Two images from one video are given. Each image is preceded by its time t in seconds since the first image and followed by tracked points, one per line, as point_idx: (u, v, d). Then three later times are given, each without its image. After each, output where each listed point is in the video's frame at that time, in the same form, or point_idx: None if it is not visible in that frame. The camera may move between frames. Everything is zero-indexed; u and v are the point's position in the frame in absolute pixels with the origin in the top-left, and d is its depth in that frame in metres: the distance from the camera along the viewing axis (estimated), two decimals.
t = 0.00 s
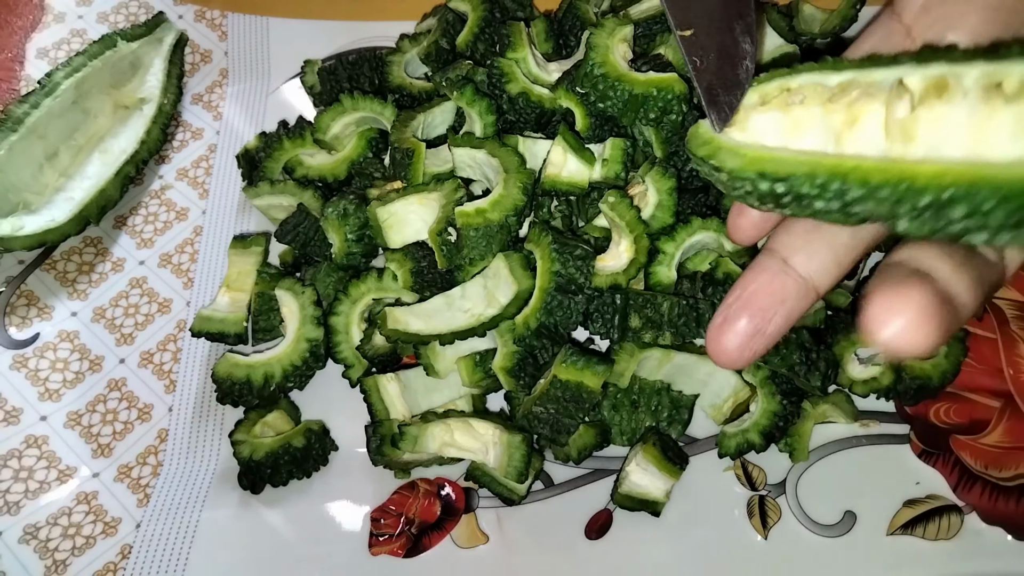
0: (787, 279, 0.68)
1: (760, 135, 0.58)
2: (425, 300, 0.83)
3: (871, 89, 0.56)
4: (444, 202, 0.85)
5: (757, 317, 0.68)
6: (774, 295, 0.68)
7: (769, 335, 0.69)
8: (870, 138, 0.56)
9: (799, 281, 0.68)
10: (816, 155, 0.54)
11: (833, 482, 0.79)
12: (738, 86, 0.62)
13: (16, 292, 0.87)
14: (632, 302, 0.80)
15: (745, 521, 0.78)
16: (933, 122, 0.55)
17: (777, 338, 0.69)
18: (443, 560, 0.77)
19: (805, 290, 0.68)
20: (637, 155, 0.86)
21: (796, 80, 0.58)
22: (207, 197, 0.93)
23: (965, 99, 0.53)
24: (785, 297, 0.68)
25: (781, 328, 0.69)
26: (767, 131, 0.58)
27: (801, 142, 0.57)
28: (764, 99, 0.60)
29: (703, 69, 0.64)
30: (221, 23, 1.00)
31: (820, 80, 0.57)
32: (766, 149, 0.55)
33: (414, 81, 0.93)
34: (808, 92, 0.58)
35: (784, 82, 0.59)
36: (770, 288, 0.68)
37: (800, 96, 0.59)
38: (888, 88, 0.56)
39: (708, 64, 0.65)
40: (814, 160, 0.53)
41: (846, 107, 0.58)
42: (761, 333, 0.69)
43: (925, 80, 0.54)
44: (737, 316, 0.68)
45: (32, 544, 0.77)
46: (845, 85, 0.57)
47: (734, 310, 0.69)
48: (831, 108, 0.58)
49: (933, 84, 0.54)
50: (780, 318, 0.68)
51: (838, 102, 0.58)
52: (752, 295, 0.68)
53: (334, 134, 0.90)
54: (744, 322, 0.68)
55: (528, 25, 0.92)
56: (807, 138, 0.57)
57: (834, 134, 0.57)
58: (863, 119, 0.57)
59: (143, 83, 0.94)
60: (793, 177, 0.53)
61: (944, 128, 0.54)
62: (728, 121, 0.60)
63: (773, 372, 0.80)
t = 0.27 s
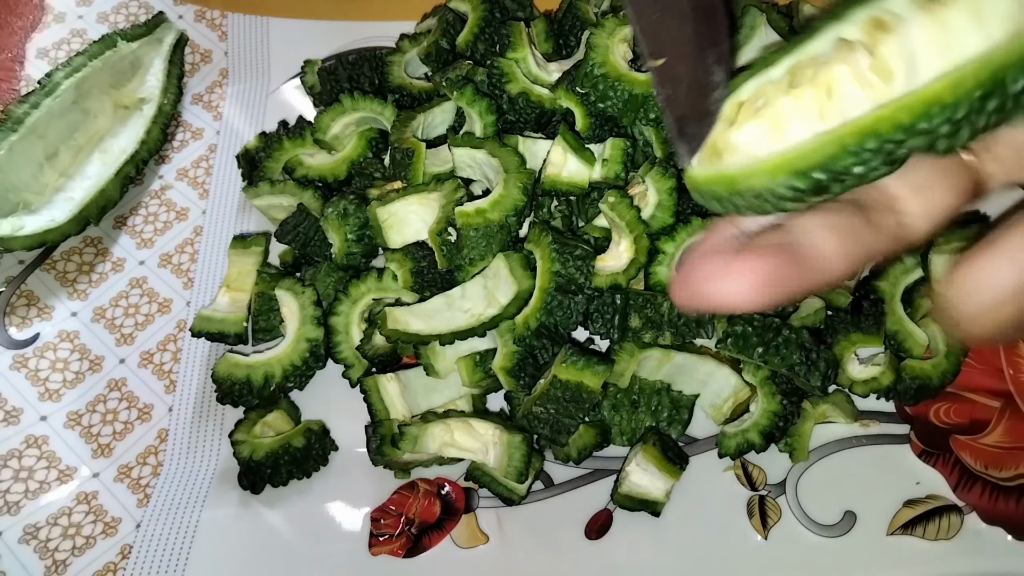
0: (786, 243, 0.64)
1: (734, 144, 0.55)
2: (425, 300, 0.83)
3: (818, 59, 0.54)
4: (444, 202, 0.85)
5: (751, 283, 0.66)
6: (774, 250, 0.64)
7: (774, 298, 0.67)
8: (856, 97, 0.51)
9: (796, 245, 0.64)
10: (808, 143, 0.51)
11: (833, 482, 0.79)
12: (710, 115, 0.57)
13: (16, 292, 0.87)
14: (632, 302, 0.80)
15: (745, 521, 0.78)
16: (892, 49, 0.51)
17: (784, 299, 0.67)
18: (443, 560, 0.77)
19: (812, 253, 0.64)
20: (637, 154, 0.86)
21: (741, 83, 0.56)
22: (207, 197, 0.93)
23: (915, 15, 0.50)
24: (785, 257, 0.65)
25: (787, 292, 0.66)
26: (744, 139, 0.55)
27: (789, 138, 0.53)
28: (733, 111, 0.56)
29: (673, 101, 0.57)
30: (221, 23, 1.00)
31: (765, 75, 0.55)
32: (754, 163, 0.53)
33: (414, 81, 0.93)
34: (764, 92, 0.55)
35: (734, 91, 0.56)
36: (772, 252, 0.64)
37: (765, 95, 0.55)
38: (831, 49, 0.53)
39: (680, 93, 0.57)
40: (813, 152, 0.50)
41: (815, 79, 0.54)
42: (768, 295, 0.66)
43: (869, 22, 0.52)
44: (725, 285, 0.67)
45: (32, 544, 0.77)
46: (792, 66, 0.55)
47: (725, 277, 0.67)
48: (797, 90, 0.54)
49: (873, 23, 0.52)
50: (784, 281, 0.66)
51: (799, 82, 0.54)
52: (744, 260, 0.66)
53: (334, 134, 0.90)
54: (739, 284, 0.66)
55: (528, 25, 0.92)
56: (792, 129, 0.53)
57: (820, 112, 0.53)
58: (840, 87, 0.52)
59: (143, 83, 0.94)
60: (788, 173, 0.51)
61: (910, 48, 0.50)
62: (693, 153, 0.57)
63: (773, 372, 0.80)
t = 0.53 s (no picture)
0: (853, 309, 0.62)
1: (801, 231, 0.57)
2: (425, 300, 0.83)
3: (841, 112, 0.52)
4: (444, 202, 0.85)
5: (812, 352, 0.64)
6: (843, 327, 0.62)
7: (844, 367, 0.64)
8: (896, 142, 0.51)
9: (863, 312, 0.62)
10: (859, 223, 0.54)
11: (833, 482, 0.79)
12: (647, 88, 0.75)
13: (16, 292, 0.87)
14: (632, 302, 0.81)
15: (745, 521, 0.78)
16: (912, 81, 0.50)
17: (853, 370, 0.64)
18: (443, 560, 0.77)
19: (880, 329, 0.62)
20: (637, 154, 0.85)
21: (776, 140, 0.54)
22: (207, 197, 0.93)
23: (925, 39, 0.48)
24: (847, 326, 0.62)
25: (853, 366, 0.64)
26: (801, 219, 0.57)
27: (842, 210, 0.55)
28: (776, 185, 0.56)
29: (622, 77, 0.72)
30: (221, 23, 1.00)
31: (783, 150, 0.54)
32: (823, 253, 0.56)
33: (414, 81, 0.93)
34: (806, 155, 0.55)
35: (767, 155, 0.54)
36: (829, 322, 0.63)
37: (814, 157, 0.55)
38: (851, 103, 0.52)
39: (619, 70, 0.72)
40: (868, 238, 0.54)
41: (852, 133, 0.53)
42: (830, 368, 0.65)
43: (879, 54, 0.49)
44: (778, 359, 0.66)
45: (32, 544, 0.77)
46: (817, 127, 0.53)
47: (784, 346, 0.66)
48: (837, 151, 0.54)
49: (884, 57, 0.49)
50: (847, 346, 0.63)
51: (838, 139, 0.54)
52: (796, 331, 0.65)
53: (334, 134, 0.90)
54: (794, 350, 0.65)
55: (528, 25, 0.92)
56: (840, 188, 0.55)
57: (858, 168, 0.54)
58: (876, 131, 0.52)
59: (143, 82, 0.94)
60: (850, 269, 0.55)
61: (938, 70, 0.48)
62: (755, 241, 0.58)
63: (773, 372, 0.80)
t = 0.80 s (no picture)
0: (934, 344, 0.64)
1: (851, 304, 0.57)
2: (425, 300, 0.83)
3: (835, 192, 0.55)
4: (444, 202, 0.85)
5: (899, 381, 0.63)
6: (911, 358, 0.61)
7: (923, 397, 0.64)
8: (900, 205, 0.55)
9: (940, 347, 0.64)
10: (902, 279, 0.55)
11: (832, 482, 0.79)
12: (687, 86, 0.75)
13: (16, 292, 0.87)
14: (632, 302, 0.80)
15: (745, 521, 0.78)
16: (881, 143, 0.54)
17: (932, 400, 0.65)
18: (443, 560, 0.77)
19: (964, 358, 0.65)
20: (637, 154, 0.86)
21: (784, 240, 0.56)
22: (207, 197, 0.93)
23: (877, 108, 0.53)
24: (930, 357, 0.64)
25: (934, 394, 0.64)
26: (844, 294, 0.57)
27: (876, 274, 0.56)
28: (804, 277, 0.57)
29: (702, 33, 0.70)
30: (221, 23, 1.00)
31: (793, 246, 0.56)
32: (879, 315, 0.56)
33: (414, 81, 0.93)
34: (817, 242, 0.56)
35: (781, 249, 0.56)
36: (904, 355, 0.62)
37: (829, 241, 0.57)
38: (838, 185, 0.55)
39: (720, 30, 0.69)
40: (913, 281, 0.54)
41: (854, 212, 0.56)
42: (911, 402, 0.64)
43: (859, 69, 0.51)
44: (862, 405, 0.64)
45: (32, 544, 0.77)
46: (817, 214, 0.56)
47: (863, 385, 0.64)
48: (848, 228, 0.56)
49: (849, 135, 0.53)
50: (929, 374, 0.64)
51: (843, 220, 0.56)
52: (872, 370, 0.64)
53: (334, 134, 0.90)
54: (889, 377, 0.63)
55: (528, 25, 0.92)
56: (870, 259, 0.56)
57: (873, 235, 0.56)
58: (877, 199, 0.56)
59: (143, 82, 0.94)
60: (920, 317, 0.54)
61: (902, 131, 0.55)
62: (806, 330, 0.58)
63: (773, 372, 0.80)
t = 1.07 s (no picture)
0: (971, 365, 0.61)
1: (892, 291, 0.56)
2: (425, 300, 0.83)
3: (850, 199, 0.58)
4: (444, 202, 0.85)
5: (940, 409, 0.59)
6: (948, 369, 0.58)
7: (975, 422, 0.59)
8: (924, 208, 0.57)
9: (983, 365, 0.60)
10: (942, 260, 0.54)
11: (832, 482, 0.79)
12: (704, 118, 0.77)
13: (16, 292, 0.87)
14: (632, 302, 0.80)
15: (745, 521, 0.78)
16: (887, 150, 0.58)
17: (984, 424, 0.59)
18: (443, 560, 0.77)
19: (1006, 375, 0.60)
20: (637, 154, 0.86)
21: (810, 249, 0.57)
22: (207, 197, 0.93)
23: (877, 122, 0.58)
24: (970, 382, 0.60)
25: (984, 418, 0.59)
26: (884, 285, 0.57)
27: (916, 270, 0.56)
28: (837, 279, 0.57)
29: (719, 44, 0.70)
30: (221, 23, 1.00)
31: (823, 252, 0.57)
32: (923, 294, 0.54)
33: (414, 81, 0.93)
34: (844, 243, 0.58)
35: (810, 257, 0.57)
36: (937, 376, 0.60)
37: (856, 241, 0.58)
38: (853, 192, 0.58)
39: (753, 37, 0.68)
40: (954, 251, 0.53)
41: (875, 212, 0.58)
42: (962, 428, 0.59)
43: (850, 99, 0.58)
44: (908, 434, 0.59)
45: (31, 544, 0.77)
46: (841, 220, 0.57)
47: (907, 416, 0.60)
48: (873, 226, 0.58)
49: (851, 150, 0.58)
50: (973, 398, 0.59)
51: (866, 219, 0.58)
52: (910, 401, 0.61)
53: (334, 134, 0.90)
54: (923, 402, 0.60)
55: (528, 25, 0.93)
56: (900, 256, 0.57)
57: (901, 231, 0.58)
58: (897, 199, 0.58)
59: (143, 82, 0.94)
60: (969, 283, 0.52)
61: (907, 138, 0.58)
62: (852, 326, 0.56)
63: (773, 372, 0.81)
